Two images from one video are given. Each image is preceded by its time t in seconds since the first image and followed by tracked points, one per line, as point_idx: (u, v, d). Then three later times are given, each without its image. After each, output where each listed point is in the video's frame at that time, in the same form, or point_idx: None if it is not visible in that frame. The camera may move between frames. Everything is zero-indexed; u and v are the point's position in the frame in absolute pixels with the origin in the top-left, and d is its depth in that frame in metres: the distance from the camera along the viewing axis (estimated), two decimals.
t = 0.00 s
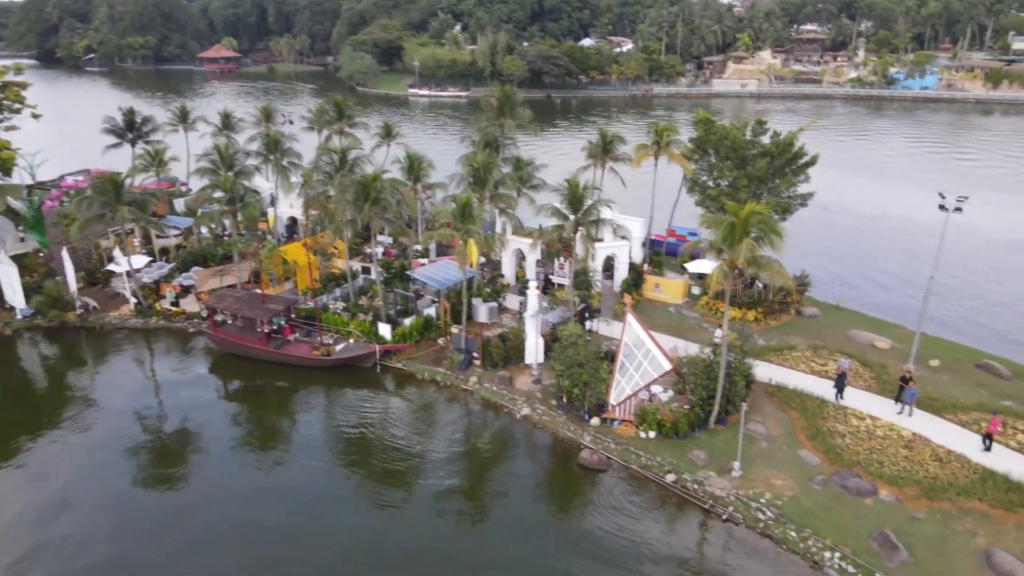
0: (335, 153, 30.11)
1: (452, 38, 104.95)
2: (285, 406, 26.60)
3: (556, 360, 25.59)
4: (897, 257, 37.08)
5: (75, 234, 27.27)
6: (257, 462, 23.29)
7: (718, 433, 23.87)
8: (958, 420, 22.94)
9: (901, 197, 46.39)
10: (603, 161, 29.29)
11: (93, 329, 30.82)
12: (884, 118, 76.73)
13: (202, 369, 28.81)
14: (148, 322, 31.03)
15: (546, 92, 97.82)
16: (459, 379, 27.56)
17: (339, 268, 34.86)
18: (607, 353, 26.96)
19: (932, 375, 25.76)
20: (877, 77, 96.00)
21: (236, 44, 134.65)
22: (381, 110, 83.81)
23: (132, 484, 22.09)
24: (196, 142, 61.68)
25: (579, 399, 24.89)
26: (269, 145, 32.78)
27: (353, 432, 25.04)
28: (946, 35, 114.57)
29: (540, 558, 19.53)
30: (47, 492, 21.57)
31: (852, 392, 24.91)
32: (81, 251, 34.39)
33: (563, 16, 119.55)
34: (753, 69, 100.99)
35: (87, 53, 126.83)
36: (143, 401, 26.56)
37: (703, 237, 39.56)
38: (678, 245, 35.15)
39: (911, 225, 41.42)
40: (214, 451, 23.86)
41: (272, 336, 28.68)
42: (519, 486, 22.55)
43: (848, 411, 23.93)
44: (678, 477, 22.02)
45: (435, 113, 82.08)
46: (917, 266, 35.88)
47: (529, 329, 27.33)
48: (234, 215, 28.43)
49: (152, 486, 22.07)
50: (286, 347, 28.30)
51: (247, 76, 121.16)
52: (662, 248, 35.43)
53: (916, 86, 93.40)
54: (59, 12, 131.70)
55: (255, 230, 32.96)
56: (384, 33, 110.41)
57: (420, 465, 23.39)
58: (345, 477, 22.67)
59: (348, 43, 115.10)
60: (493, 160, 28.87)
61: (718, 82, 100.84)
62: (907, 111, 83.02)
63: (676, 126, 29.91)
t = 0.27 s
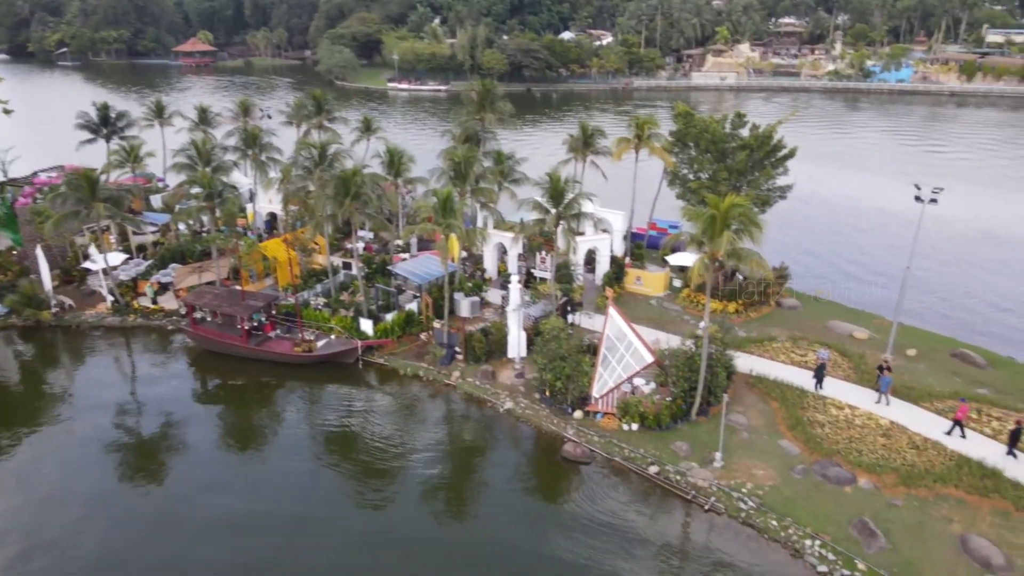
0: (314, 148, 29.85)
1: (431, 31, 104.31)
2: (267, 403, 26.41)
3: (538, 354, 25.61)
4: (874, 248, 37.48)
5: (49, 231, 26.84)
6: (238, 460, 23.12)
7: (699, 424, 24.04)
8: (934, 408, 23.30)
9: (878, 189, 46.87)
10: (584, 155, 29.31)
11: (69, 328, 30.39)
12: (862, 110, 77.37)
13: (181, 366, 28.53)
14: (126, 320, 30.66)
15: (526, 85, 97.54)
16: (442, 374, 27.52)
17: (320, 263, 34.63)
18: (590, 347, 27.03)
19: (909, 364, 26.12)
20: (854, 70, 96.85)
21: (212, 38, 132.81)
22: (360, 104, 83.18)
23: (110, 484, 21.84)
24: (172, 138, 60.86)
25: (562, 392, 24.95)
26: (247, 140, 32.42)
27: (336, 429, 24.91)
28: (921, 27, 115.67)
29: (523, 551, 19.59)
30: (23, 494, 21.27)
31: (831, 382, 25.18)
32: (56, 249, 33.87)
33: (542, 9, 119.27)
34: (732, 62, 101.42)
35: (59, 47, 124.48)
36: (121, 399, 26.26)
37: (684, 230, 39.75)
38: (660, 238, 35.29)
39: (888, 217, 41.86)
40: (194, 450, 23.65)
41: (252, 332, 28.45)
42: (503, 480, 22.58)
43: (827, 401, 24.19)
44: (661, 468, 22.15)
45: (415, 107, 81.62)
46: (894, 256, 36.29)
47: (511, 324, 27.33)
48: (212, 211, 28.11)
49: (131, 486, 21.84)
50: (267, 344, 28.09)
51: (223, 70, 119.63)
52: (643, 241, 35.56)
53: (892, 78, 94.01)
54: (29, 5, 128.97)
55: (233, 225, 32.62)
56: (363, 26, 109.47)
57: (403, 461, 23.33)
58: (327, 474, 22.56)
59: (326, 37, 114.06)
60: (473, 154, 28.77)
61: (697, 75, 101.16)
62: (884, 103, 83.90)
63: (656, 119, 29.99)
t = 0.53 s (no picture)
0: (292, 143, 29.56)
1: (409, 24, 103.69)
2: (247, 401, 26.20)
3: (520, 348, 25.63)
4: (851, 240, 37.93)
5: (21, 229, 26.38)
6: (219, 458, 22.93)
7: (681, 416, 24.21)
8: (910, 397, 23.65)
9: (855, 181, 47.39)
10: (564, 148, 29.33)
11: (43, 327, 29.93)
12: (838, 103, 78.18)
13: (159, 364, 28.21)
14: (102, 318, 30.26)
15: (506, 79, 97.40)
16: (424, 369, 27.46)
17: (300, 259, 34.39)
18: (571, 340, 27.10)
19: (886, 353, 26.46)
20: (830, 63, 97.77)
21: (186, 32, 130.99)
22: (339, 98, 82.56)
23: (88, 485, 21.57)
24: (147, 133, 60.01)
25: (544, 386, 25.00)
26: (224, 135, 32.04)
27: (318, 425, 24.77)
28: (896, 20, 117.01)
29: (507, 544, 19.65)
30: None
31: (810, 372, 25.45)
32: (29, 247, 33.32)
33: (521, 2, 119.00)
34: (710, 55, 101.88)
35: (29, 42, 122.03)
36: (98, 399, 25.94)
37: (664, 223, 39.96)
38: (640, 231, 35.46)
39: (865, 208, 42.38)
40: (173, 449, 23.42)
41: (232, 330, 28.19)
42: (486, 474, 22.60)
43: (806, 391, 24.45)
44: (643, 460, 22.29)
45: (394, 101, 81.20)
46: (870, 247, 36.76)
47: (493, 318, 27.32)
48: (189, 207, 27.78)
49: (109, 486, 21.59)
50: (246, 341, 27.86)
51: (199, 64, 118.05)
52: (623, 234, 35.69)
53: (868, 71, 95.25)
54: None
55: (211, 222, 32.28)
56: (341, 20, 108.55)
57: (386, 456, 23.26)
58: (310, 471, 22.44)
59: (304, 31, 113.03)
60: (453, 148, 28.67)
61: (676, 68, 101.53)
62: (860, 96, 84.85)
63: (636, 113, 30.08)
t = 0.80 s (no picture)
0: (270, 138, 29.27)
1: (387, 18, 102.94)
2: (227, 399, 25.97)
3: (502, 343, 25.61)
4: (828, 231, 38.32)
5: None
6: (199, 457, 22.74)
7: (663, 408, 24.34)
8: (887, 386, 23.97)
9: (832, 173, 47.86)
10: (544, 142, 29.30)
11: (17, 327, 29.45)
12: (815, 95, 78.87)
13: (137, 363, 27.88)
14: (78, 317, 29.84)
15: (485, 72, 97.08)
16: (406, 365, 27.36)
17: (279, 255, 34.11)
18: (553, 333, 27.14)
19: (863, 343, 26.78)
20: (807, 56, 98.56)
21: (159, 25, 128.98)
22: (316, 93, 81.84)
23: (66, 488, 21.29)
24: (120, 129, 59.10)
25: (526, 380, 25.02)
26: (200, 130, 31.65)
27: (300, 423, 24.62)
28: (870, 13, 118.19)
29: (490, 538, 19.69)
30: None
31: (789, 362, 25.70)
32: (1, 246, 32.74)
33: None
34: (688, 49, 102.23)
35: None
36: (75, 400, 25.58)
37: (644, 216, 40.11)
38: (620, 224, 35.58)
39: (842, 200, 42.81)
40: (152, 449, 23.17)
41: (211, 327, 27.90)
42: (469, 469, 22.59)
43: (785, 381, 24.69)
44: (626, 452, 22.40)
45: (373, 96, 80.67)
46: (847, 238, 37.15)
47: (474, 312, 27.27)
48: (165, 204, 27.42)
49: (88, 489, 21.32)
50: (225, 339, 27.59)
51: (173, 59, 116.31)
52: (604, 228, 35.77)
53: (843, 64, 95.81)
54: None
55: (188, 218, 31.90)
56: (318, 13, 107.51)
57: (369, 453, 23.19)
58: (292, 468, 22.31)
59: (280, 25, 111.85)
60: (433, 143, 28.54)
61: (655, 61, 101.80)
62: (836, 88, 85.67)
63: (615, 106, 30.12)
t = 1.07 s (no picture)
0: (247, 133, 28.96)
1: (365, 12, 102.14)
2: (207, 397, 25.73)
3: (484, 337, 25.59)
4: (807, 224, 38.68)
5: None
6: (179, 457, 22.52)
7: (645, 400, 24.46)
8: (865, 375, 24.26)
9: (810, 166, 48.29)
10: (524, 136, 29.27)
11: None
12: (793, 88, 79.47)
13: (114, 362, 27.55)
14: (52, 317, 29.45)
15: (465, 66, 96.72)
16: (388, 361, 27.26)
17: (258, 252, 33.84)
18: (535, 328, 27.17)
19: (841, 334, 27.07)
20: (784, 49, 99.23)
21: (133, 19, 126.97)
22: (294, 87, 81.05)
23: (43, 489, 21.00)
24: (94, 125, 58.18)
25: (509, 374, 25.02)
26: (176, 126, 31.24)
27: (281, 420, 24.44)
28: (846, 6, 119.24)
29: (473, 533, 19.68)
30: None
31: (768, 354, 25.92)
32: None
33: None
34: (667, 42, 102.49)
35: None
36: (51, 401, 25.22)
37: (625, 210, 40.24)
38: (601, 218, 35.65)
39: (820, 192, 43.21)
40: (131, 448, 22.91)
41: (189, 325, 27.62)
42: (452, 464, 22.57)
43: (765, 373, 24.91)
44: (608, 445, 22.48)
45: (352, 90, 80.07)
46: (825, 230, 37.52)
47: (456, 308, 27.22)
48: (141, 200, 27.06)
49: (65, 490, 21.05)
50: (204, 337, 27.31)
51: (147, 53, 114.55)
52: (584, 221, 35.84)
53: (820, 57, 96.63)
54: None
55: (165, 215, 31.51)
56: (295, 7, 106.40)
57: (351, 450, 23.07)
58: (273, 466, 22.13)
59: (257, 19, 110.54)
60: (412, 137, 28.40)
61: (634, 54, 101.96)
62: (813, 81, 86.41)
63: (595, 99, 30.13)
